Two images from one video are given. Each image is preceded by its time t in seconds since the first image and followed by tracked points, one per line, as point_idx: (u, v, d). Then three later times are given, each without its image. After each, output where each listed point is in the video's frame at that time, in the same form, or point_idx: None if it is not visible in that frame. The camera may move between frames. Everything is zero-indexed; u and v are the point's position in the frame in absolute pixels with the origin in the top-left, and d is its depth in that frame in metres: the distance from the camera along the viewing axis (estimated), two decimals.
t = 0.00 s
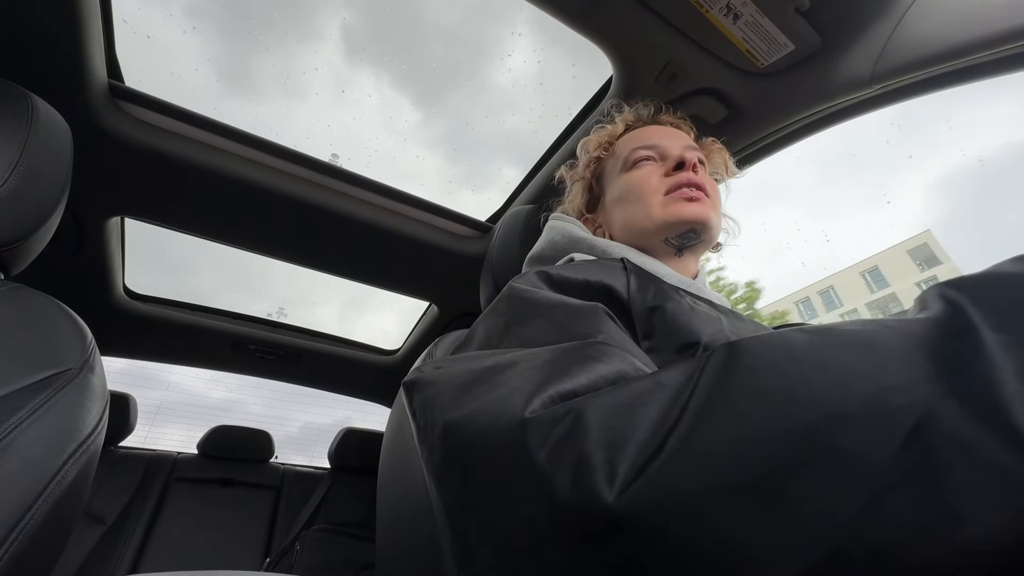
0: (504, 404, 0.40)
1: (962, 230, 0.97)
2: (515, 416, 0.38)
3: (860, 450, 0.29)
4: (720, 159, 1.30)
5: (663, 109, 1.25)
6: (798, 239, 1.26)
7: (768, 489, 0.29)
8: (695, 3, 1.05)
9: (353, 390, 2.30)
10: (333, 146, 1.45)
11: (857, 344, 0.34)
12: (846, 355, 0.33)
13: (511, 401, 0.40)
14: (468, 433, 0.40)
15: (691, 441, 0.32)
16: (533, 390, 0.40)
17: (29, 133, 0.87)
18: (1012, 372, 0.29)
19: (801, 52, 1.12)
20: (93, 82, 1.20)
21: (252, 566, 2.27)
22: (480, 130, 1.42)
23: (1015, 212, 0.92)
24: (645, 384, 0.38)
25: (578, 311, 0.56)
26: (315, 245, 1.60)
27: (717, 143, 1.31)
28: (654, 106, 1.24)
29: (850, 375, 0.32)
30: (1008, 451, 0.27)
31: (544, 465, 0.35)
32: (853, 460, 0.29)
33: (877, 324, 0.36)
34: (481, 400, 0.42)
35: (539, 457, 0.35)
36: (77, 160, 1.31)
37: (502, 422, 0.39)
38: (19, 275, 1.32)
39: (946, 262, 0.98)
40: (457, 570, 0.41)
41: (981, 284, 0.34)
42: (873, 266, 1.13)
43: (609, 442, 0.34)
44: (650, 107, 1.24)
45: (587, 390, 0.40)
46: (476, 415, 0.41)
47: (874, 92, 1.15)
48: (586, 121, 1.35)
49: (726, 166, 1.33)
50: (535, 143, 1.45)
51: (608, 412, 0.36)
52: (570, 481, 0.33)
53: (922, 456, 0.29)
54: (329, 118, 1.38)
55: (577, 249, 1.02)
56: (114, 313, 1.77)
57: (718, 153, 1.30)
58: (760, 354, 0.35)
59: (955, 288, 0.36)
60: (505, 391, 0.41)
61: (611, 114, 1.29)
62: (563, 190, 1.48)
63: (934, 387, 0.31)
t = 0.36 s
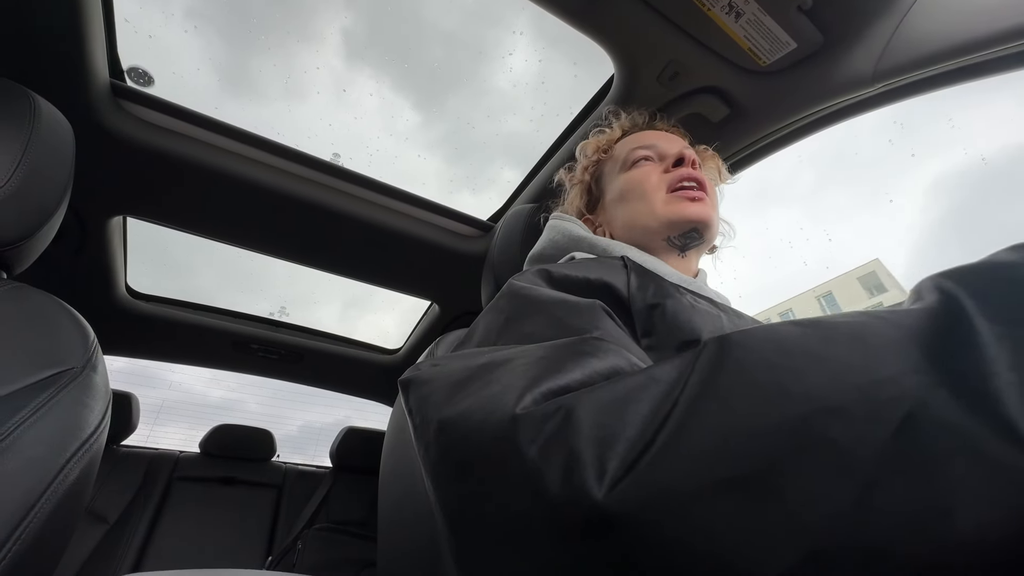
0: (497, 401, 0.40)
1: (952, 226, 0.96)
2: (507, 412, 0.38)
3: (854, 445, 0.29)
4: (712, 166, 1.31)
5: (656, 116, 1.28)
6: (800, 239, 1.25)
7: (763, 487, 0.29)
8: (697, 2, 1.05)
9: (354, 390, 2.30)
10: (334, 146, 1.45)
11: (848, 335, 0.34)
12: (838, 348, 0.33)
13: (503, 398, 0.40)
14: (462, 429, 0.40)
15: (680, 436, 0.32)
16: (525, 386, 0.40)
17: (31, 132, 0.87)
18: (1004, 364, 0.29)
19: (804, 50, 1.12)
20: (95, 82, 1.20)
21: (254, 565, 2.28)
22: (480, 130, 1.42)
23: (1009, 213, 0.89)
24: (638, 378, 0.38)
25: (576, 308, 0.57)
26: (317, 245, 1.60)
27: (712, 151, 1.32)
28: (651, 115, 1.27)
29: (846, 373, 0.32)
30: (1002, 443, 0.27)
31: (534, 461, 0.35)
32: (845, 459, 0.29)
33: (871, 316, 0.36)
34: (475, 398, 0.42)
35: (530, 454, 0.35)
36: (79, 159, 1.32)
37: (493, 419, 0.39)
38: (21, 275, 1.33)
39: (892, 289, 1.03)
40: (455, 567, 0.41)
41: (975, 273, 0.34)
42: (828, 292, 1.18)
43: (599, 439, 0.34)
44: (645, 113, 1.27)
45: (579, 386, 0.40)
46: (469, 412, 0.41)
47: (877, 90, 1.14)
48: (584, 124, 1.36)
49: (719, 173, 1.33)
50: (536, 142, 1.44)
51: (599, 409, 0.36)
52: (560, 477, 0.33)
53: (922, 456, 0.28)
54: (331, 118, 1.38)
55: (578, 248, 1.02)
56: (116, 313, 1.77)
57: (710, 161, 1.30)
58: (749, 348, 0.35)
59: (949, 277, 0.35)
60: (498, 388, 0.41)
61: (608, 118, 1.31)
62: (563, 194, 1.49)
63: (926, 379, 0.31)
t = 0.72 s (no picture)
0: (489, 405, 0.40)
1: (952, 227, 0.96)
2: (496, 418, 0.39)
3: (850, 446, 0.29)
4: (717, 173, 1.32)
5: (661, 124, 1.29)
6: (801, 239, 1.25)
7: (758, 485, 0.30)
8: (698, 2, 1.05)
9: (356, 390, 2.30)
10: (336, 146, 1.45)
11: (838, 331, 0.35)
12: (826, 346, 0.34)
13: (494, 403, 0.40)
14: (453, 435, 0.41)
15: (668, 443, 0.33)
16: (518, 390, 0.41)
17: (34, 134, 0.87)
18: (992, 356, 0.29)
19: (805, 50, 1.12)
20: (97, 83, 1.20)
21: (256, 565, 2.28)
22: (481, 131, 1.42)
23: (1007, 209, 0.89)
24: (630, 383, 0.38)
25: (574, 304, 0.57)
26: (319, 246, 1.60)
27: (716, 158, 1.34)
28: (655, 121, 1.28)
29: (832, 367, 0.33)
30: (991, 432, 0.27)
31: (524, 469, 0.36)
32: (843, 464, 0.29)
33: (864, 311, 0.36)
34: (467, 403, 0.42)
35: (519, 463, 0.36)
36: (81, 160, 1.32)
37: (483, 425, 0.39)
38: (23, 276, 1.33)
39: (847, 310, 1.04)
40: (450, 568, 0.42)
41: (969, 266, 0.34)
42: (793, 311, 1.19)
43: (589, 447, 0.35)
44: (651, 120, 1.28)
45: (572, 390, 0.40)
46: (461, 417, 0.41)
47: (879, 90, 1.14)
48: (585, 125, 1.35)
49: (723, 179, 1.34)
50: (537, 143, 1.44)
51: (589, 416, 0.36)
52: (548, 487, 0.34)
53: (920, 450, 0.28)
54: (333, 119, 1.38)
55: (584, 245, 1.02)
56: (119, 313, 1.78)
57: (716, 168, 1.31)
58: (737, 350, 0.35)
59: (943, 269, 0.35)
60: (490, 393, 0.42)
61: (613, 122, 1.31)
62: (566, 198, 1.48)
63: (915, 371, 0.31)
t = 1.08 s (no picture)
0: (478, 387, 0.42)
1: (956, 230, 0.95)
2: (483, 396, 0.41)
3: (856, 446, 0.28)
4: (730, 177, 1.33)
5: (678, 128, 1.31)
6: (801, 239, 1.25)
7: (745, 470, 0.30)
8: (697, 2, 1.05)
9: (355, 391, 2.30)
10: (335, 147, 1.45)
11: (809, 300, 0.35)
12: (795, 315, 0.34)
13: (483, 383, 0.42)
14: (444, 414, 0.43)
15: (644, 414, 0.34)
16: (506, 371, 0.42)
17: (32, 134, 0.87)
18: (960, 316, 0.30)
19: (804, 50, 1.12)
20: (95, 83, 1.20)
21: (256, 566, 2.28)
22: (481, 132, 1.41)
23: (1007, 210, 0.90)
24: (615, 364, 0.39)
25: (566, 291, 0.57)
26: (318, 247, 1.60)
27: (732, 165, 1.33)
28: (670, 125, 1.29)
29: (799, 333, 0.33)
30: (954, 387, 0.28)
31: (506, 443, 0.37)
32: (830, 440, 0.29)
33: (842, 283, 0.36)
34: (459, 386, 0.44)
35: (501, 436, 0.38)
36: (79, 161, 1.32)
37: (471, 404, 0.41)
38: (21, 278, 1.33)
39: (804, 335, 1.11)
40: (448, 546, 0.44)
41: (943, 230, 0.34)
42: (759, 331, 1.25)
43: (570, 422, 0.36)
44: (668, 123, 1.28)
45: (560, 367, 0.42)
46: (453, 398, 0.43)
47: (877, 90, 1.14)
48: (592, 116, 1.32)
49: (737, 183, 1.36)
50: (536, 144, 1.44)
51: (572, 393, 0.38)
52: (529, 461, 0.36)
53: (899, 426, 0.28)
54: (331, 120, 1.38)
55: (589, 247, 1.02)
56: (117, 314, 1.77)
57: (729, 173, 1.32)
58: (710, 322, 0.36)
59: (918, 236, 0.35)
60: (480, 376, 0.44)
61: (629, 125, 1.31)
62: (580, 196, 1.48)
63: (882, 333, 0.31)
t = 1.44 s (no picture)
0: (476, 379, 0.42)
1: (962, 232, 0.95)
2: (482, 386, 0.41)
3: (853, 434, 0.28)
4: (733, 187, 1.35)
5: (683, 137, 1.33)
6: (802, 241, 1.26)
7: (735, 454, 0.30)
8: (695, 3, 1.05)
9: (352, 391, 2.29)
10: (333, 146, 1.45)
11: (799, 287, 0.35)
12: (785, 301, 0.35)
13: (482, 374, 0.42)
14: (443, 405, 0.43)
15: (640, 402, 0.34)
16: (504, 362, 0.42)
17: (30, 132, 0.87)
18: (946, 295, 0.30)
19: (802, 51, 1.12)
20: (93, 82, 1.20)
21: (253, 567, 2.27)
22: (480, 131, 1.41)
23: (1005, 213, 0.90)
24: (613, 356, 0.39)
25: (565, 286, 0.57)
26: (316, 246, 1.60)
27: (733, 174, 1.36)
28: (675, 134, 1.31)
29: (792, 317, 0.33)
30: (938, 364, 0.27)
31: (503, 434, 0.37)
32: (838, 429, 0.28)
33: (830, 267, 0.36)
34: (458, 379, 0.44)
35: (498, 425, 0.38)
36: (77, 160, 1.31)
37: (470, 394, 0.41)
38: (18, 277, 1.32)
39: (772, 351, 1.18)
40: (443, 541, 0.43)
41: (934, 214, 0.34)
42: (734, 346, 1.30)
43: (567, 413, 0.36)
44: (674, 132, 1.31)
45: (559, 359, 0.41)
46: (451, 390, 0.43)
47: (874, 92, 1.14)
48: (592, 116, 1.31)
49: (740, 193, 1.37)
50: (535, 143, 1.43)
51: (570, 384, 0.38)
52: (524, 451, 0.36)
53: (891, 412, 0.27)
54: (329, 119, 1.38)
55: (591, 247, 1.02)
56: (114, 314, 1.76)
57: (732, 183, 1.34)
58: (700, 310, 0.37)
59: (908, 223, 0.35)
60: (479, 370, 0.44)
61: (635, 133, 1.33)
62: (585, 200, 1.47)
63: (870, 316, 0.31)
